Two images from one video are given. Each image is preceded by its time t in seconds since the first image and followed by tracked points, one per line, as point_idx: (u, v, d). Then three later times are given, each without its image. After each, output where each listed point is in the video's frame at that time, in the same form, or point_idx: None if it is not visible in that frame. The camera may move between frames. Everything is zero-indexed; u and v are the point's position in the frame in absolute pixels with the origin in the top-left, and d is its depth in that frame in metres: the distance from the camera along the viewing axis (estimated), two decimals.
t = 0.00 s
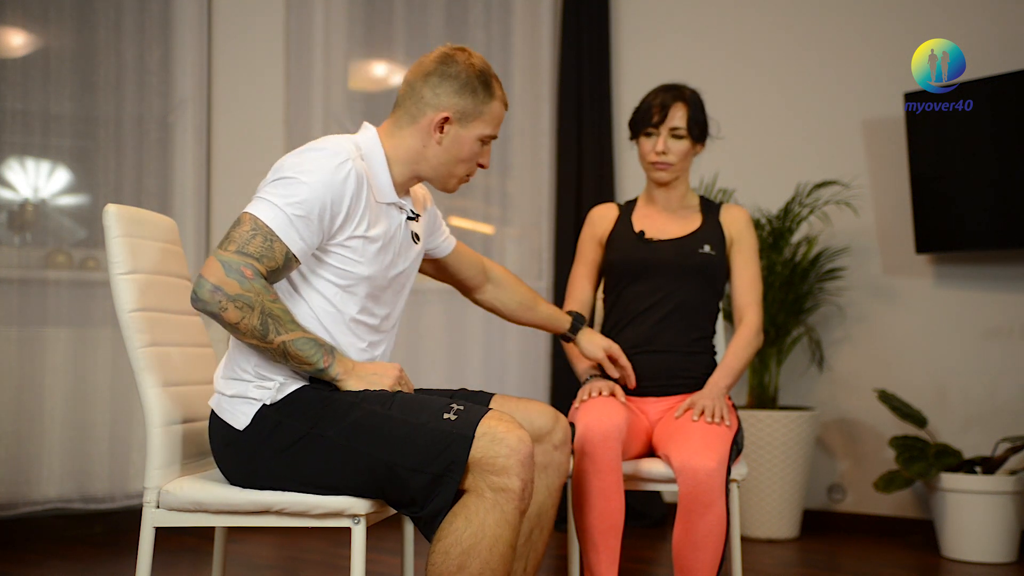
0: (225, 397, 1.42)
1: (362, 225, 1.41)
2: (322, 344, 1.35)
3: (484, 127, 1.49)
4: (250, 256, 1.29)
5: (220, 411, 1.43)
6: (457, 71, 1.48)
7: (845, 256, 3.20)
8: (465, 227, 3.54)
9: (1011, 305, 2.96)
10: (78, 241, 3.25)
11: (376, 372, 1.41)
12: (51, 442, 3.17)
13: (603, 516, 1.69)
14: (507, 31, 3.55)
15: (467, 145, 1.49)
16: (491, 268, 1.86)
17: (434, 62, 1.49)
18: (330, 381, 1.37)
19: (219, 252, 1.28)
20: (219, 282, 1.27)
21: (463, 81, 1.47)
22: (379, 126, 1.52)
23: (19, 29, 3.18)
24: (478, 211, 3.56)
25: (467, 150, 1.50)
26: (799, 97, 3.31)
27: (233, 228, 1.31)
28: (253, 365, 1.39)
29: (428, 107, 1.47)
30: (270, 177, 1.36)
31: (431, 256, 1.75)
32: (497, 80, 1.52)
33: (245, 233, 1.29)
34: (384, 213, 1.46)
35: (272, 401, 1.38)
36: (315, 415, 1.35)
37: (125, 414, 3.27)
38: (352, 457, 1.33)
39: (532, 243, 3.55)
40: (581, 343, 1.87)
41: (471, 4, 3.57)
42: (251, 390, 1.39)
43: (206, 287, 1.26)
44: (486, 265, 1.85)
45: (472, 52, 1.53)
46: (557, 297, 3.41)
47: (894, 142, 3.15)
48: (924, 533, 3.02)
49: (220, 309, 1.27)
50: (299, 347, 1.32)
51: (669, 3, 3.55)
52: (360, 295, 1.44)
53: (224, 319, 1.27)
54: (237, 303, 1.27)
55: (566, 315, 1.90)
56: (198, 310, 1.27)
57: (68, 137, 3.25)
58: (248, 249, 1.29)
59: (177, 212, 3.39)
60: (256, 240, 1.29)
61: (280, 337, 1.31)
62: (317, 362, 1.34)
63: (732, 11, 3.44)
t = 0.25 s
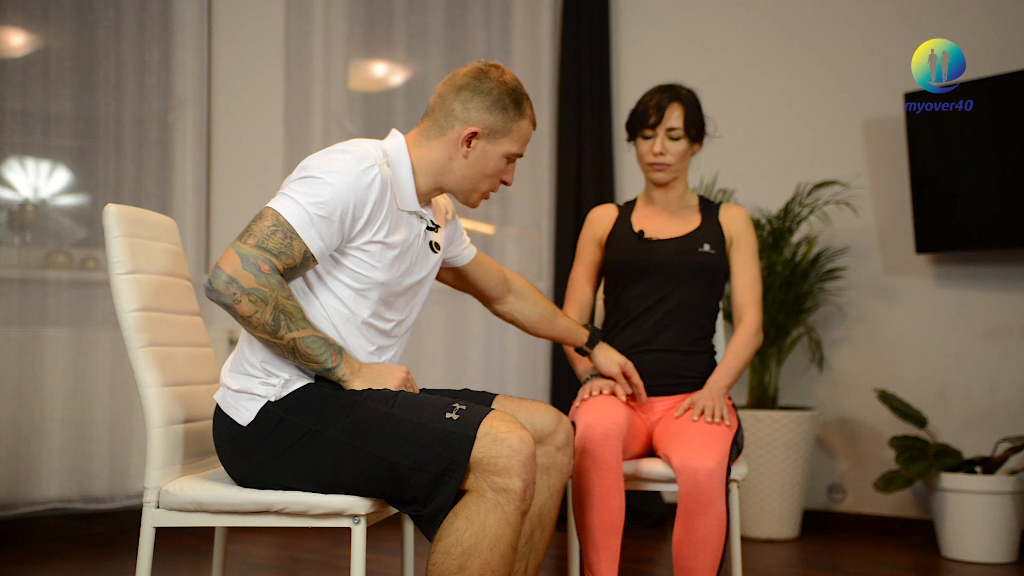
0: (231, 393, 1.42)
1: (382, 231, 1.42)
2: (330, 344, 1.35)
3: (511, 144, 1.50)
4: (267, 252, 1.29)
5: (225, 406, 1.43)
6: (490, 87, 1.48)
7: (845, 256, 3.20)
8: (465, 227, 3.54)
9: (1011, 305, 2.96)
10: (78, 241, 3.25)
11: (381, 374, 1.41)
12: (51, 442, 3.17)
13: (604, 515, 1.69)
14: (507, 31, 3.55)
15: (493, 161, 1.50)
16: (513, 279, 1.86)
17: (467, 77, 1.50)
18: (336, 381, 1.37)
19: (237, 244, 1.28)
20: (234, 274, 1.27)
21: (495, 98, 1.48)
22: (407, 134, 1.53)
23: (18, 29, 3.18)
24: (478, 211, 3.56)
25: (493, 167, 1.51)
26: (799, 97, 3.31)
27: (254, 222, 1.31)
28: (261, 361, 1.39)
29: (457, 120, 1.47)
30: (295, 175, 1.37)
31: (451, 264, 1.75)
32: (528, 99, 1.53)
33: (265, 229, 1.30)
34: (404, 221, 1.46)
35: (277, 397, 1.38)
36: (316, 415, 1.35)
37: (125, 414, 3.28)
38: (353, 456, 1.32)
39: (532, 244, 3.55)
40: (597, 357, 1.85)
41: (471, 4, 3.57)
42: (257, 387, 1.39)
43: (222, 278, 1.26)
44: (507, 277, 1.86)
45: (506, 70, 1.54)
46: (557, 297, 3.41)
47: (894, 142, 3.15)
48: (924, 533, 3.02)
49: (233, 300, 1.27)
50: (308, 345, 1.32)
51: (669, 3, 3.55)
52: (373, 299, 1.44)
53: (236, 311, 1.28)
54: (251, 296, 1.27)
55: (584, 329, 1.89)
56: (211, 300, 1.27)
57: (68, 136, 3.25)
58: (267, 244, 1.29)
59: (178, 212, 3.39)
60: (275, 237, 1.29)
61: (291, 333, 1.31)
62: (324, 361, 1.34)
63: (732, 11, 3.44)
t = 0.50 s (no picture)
0: (233, 391, 1.42)
1: (390, 234, 1.41)
2: (336, 344, 1.35)
3: (523, 153, 1.50)
4: (276, 251, 1.29)
5: (227, 405, 1.43)
6: (503, 95, 1.48)
7: (845, 256, 3.20)
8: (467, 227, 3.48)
9: (1011, 305, 2.96)
10: (78, 241, 3.25)
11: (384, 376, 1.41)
12: (51, 442, 3.17)
13: (604, 515, 1.69)
14: (507, 31, 3.55)
15: (505, 169, 1.50)
16: (522, 283, 1.87)
17: (481, 84, 1.50)
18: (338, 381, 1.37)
19: (246, 243, 1.29)
20: (241, 272, 1.27)
21: (508, 106, 1.48)
22: (419, 138, 1.53)
23: (18, 29, 3.19)
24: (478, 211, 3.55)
25: (504, 175, 1.51)
26: (799, 97, 3.31)
27: (263, 221, 1.32)
28: (265, 360, 1.39)
29: (470, 127, 1.47)
30: (306, 176, 1.37)
31: (460, 268, 1.74)
32: (541, 109, 1.53)
33: (274, 229, 1.30)
34: (414, 225, 1.46)
35: (279, 396, 1.38)
36: (318, 414, 1.35)
37: (125, 413, 3.28)
38: (355, 456, 1.32)
39: (532, 244, 3.55)
40: (604, 362, 1.88)
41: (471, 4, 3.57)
42: (259, 385, 1.39)
43: (228, 276, 1.27)
44: (517, 281, 1.86)
45: (520, 79, 1.54)
46: (557, 297, 3.41)
47: (894, 142, 3.15)
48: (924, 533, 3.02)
49: (240, 299, 1.27)
50: (312, 345, 1.32)
51: (668, 3, 3.55)
52: (379, 302, 1.44)
53: (242, 309, 1.28)
54: (257, 295, 1.28)
55: (592, 334, 1.89)
56: (217, 298, 1.28)
57: (68, 137, 3.25)
58: (275, 244, 1.29)
59: (178, 212, 3.39)
60: (284, 237, 1.30)
61: (296, 333, 1.31)
62: (328, 362, 1.34)
63: (732, 11, 3.44)
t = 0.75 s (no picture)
0: (233, 391, 1.42)
1: (391, 235, 1.41)
2: (336, 345, 1.35)
3: (525, 155, 1.50)
4: (277, 251, 1.29)
5: (227, 405, 1.43)
6: (506, 96, 1.48)
7: (845, 256, 3.20)
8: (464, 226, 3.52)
9: (1011, 305, 2.96)
10: (78, 241, 3.25)
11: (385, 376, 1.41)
12: (51, 442, 3.17)
13: (604, 515, 1.69)
14: (507, 31, 3.55)
15: (506, 171, 1.50)
16: (523, 284, 1.86)
17: (483, 85, 1.50)
18: (339, 381, 1.37)
19: (248, 243, 1.29)
20: (243, 272, 1.27)
21: (511, 108, 1.48)
22: (421, 139, 1.52)
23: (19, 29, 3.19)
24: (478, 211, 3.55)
25: (506, 176, 1.51)
26: (799, 97, 3.31)
27: (265, 221, 1.32)
28: (265, 359, 1.39)
29: (472, 128, 1.47)
30: (308, 176, 1.37)
31: (461, 268, 1.74)
32: (543, 110, 1.53)
33: (276, 229, 1.30)
34: (415, 226, 1.46)
35: (279, 396, 1.38)
36: (318, 414, 1.35)
37: (125, 413, 3.28)
38: (355, 455, 1.32)
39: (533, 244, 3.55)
40: (604, 362, 1.88)
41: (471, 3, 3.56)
42: (259, 385, 1.39)
43: (230, 276, 1.27)
44: (518, 282, 1.86)
45: (522, 81, 1.54)
46: (557, 297, 3.41)
47: (894, 142, 3.15)
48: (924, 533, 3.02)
49: (241, 298, 1.27)
50: (313, 346, 1.32)
51: (668, 4, 3.55)
52: (379, 302, 1.44)
53: (244, 309, 1.28)
54: (258, 295, 1.28)
55: (592, 334, 1.89)
56: (219, 297, 1.28)
57: (68, 137, 3.25)
58: (277, 244, 1.29)
59: (177, 212, 3.39)
60: (286, 237, 1.29)
61: (297, 333, 1.31)
62: (329, 362, 1.34)
63: (732, 11, 3.44)
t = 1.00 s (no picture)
0: (233, 391, 1.42)
1: (391, 235, 1.41)
2: (336, 345, 1.35)
3: (524, 154, 1.51)
4: (277, 251, 1.29)
5: (227, 405, 1.43)
6: (505, 96, 1.48)
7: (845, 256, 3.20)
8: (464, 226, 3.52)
9: (1011, 305, 2.96)
10: (78, 241, 3.25)
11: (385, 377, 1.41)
12: (51, 442, 3.17)
13: (604, 515, 1.69)
14: (507, 30, 3.55)
15: (506, 171, 1.50)
16: (523, 284, 1.86)
17: (483, 85, 1.50)
18: (338, 381, 1.38)
19: (248, 243, 1.29)
20: (243, 272, 1.27)
21: (510, 107, 1.48)
22: (421, 139, 1.52)
23: (19, 29, 3.19)
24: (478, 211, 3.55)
25: (506, 176, 1.51)
26: (799, 97, 3.31)
27: (265, 221, 1.32)
28: (264, 360, 1.39)
29: (472, 128, 1.47)
30: (308, 176, 1.37)
31: (460, 269, 1.74)
32: (543, 110, 1.54)
33: (276, 229, 1.30)
34: (415, 226, 1.46)
35: (279, 396, 1.38)
36: (318, 414, 1.35)
37: (125, 413, 3.28)
38: (355, 455, 1.32)
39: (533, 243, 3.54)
40: (604, 362, 1.87)
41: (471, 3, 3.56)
42: (259, 386, 1.39)
43: (229, 276, 1.27)
44: (517, 282, 1.86)
45: (521, 80, 1.54)
46: (557, 297, 3.41)
47: (894, 142, 3.15)
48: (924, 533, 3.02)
49: (241, 298, 1.27)
50: (313, 346, 1.32)
51: (668, 3, 3.55)
52: (379, 302, 1.44)
53: (244, 309, 1.28)
54: (258, 295, 1.28)
55: (592, 334, 1.89)
56: (219, 297, 1.28)
57: (69, 137, 3.25)
58: (277, 244, 1.29)
59: (177, 212, 3.39)
60: (285, 237, 1.29)
61: (297, 333, 1.31)
62: (329, 362, 1.34)
63: (732, 11, 3.44)
